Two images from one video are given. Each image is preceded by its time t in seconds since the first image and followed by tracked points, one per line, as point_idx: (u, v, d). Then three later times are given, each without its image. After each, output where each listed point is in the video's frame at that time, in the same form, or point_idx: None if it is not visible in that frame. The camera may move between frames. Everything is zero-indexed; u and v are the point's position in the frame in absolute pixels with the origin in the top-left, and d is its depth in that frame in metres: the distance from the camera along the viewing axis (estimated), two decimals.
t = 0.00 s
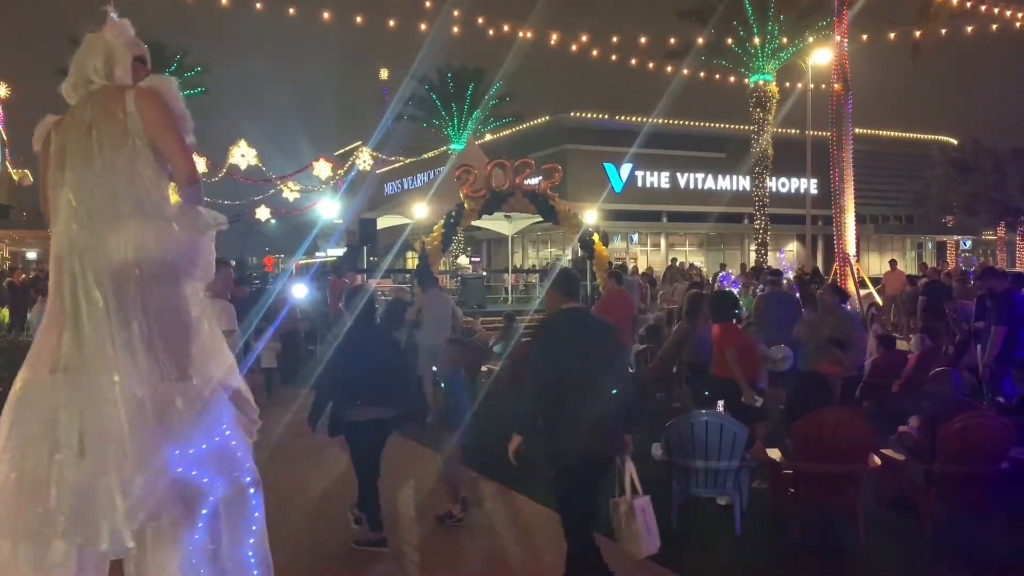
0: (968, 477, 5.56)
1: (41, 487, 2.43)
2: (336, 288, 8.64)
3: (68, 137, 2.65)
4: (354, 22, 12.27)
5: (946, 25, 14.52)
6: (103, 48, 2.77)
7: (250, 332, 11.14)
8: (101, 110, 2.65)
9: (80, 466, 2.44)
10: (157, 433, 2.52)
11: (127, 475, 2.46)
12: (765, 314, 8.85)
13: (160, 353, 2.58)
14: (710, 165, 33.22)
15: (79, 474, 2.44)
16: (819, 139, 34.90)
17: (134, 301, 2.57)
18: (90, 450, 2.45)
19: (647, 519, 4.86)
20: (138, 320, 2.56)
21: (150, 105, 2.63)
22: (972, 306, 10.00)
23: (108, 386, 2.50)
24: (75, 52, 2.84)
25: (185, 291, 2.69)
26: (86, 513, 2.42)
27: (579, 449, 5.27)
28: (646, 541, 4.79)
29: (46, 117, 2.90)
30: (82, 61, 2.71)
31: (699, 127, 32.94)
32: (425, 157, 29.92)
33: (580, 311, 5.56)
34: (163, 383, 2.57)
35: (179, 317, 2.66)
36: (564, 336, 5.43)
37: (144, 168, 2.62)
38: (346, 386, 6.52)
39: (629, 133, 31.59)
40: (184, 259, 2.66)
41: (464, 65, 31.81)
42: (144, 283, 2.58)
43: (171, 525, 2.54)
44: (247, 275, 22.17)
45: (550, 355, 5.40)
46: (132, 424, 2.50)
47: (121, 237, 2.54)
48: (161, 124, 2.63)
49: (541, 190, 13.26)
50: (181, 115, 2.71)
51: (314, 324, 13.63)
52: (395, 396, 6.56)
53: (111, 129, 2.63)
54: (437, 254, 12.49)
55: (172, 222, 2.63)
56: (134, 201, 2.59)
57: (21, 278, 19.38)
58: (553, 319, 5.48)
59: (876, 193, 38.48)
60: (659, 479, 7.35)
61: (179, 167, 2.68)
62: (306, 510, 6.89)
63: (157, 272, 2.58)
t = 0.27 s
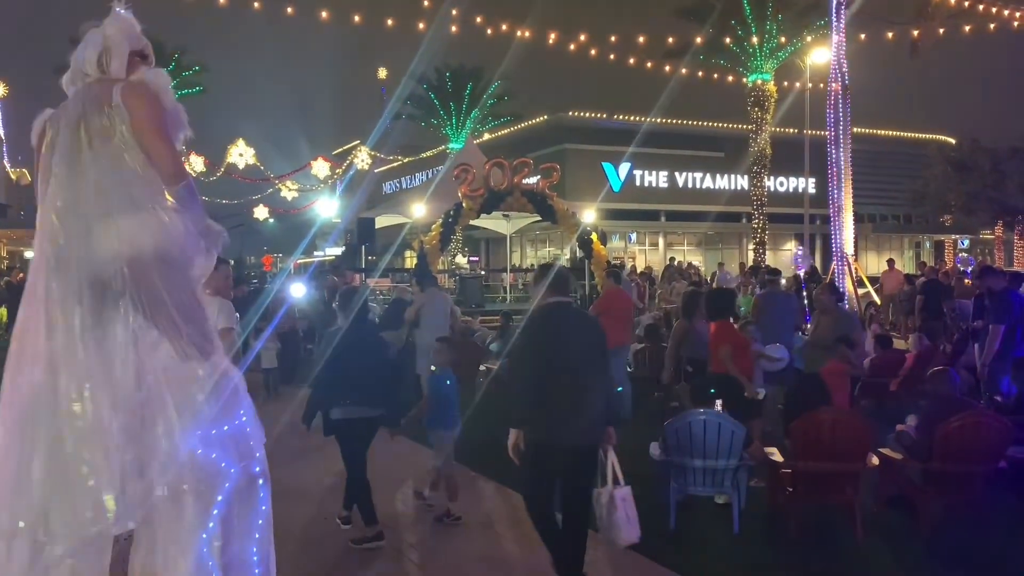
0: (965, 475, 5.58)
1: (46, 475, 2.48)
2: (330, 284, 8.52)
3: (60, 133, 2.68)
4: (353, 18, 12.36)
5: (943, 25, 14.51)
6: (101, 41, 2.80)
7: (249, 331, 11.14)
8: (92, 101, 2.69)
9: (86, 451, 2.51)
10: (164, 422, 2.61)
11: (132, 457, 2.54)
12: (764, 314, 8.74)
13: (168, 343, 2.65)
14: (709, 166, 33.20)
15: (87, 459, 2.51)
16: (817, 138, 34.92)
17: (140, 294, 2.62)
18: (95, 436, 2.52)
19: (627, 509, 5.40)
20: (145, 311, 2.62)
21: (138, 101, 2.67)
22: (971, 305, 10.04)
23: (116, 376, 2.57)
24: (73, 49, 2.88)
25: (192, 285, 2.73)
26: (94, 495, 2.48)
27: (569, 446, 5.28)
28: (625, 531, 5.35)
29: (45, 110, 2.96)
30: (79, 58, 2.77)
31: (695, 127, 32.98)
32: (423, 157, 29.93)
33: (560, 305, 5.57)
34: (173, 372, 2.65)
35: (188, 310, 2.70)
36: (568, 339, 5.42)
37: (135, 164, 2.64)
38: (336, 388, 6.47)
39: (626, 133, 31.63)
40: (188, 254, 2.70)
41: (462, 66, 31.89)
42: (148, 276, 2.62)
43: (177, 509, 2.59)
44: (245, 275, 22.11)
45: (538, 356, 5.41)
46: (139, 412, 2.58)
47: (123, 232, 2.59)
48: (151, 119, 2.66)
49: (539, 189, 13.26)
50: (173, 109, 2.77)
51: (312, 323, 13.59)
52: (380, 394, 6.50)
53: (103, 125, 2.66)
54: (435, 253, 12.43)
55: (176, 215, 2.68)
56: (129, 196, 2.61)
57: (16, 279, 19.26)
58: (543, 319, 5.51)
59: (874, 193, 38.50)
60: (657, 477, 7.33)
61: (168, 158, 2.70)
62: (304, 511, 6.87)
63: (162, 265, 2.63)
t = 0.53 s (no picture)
0: (961, 474, 5.59)
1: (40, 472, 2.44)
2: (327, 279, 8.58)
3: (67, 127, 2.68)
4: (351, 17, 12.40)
5: (941, 24, 14.53)
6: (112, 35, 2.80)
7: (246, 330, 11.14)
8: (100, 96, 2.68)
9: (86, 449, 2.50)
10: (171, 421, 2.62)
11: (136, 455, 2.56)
12: (762, 313, 8.75)
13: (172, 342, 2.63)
14: (706, 165, 33.22)
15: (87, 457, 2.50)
16: (815, 137, 34.93)
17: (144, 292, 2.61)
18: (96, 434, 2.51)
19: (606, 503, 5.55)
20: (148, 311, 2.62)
21: (145, 100, 2.65)
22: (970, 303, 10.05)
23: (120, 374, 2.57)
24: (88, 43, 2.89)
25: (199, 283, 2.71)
26: (98, 484, 2.50)
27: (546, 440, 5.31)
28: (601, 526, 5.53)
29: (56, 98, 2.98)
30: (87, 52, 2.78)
31: (692, 126, 33.00)
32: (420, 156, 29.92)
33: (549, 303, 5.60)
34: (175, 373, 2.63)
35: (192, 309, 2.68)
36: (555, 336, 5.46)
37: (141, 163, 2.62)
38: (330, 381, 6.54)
39: (623, 132, 31.64)
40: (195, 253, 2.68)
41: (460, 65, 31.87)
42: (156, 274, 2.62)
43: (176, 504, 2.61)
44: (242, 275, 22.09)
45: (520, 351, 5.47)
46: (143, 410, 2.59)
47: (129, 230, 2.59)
48: (158, 122, 2.64)
49: (537, 188, 13.26)
50: (180, 108, 2.75)
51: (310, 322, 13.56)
52: (374, 387, 6.65)
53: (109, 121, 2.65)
54: (433, 253, 12.43)
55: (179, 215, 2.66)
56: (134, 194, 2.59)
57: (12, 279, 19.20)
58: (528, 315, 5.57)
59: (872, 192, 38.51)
60: (653, 477, 7.33)
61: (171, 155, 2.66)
62: (299, 510, 6.86)
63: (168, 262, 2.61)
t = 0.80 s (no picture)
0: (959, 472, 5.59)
1: (54, 469, 2.54)
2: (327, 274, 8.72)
3: (103, 124, 2.77)
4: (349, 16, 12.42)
5: (938, 22, 14.55)
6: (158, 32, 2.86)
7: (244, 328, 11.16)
8: (140, 98, 2.75)
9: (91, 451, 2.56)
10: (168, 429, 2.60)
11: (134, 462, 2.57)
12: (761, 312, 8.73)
13: (176, 351, 2.63)
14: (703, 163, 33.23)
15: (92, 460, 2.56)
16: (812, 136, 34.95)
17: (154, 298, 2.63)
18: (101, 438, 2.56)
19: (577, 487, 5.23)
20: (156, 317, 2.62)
21: (182, 106, 2.71)
22: (966, 300, 10.07)
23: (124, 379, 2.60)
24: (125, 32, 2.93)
25: (208, 290, 2.71)
26: (100, 488, 2.55)
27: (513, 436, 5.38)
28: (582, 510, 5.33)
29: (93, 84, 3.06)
30: (129, 42, 2.83)
31: (690, 125, 33.02)
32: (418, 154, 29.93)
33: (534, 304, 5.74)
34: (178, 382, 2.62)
35: (200, 317, 2.68)
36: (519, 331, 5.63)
37: (171, 170, 2.69)
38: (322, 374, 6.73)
39: (621, 131, 31.64)
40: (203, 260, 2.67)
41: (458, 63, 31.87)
42: (163, 282, 2.63)
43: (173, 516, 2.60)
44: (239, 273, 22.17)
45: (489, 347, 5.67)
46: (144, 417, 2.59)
47: (142, 236, 2.62)
48: (194, 129, 2.70)
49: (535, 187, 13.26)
50: (217, 112, 2.79)
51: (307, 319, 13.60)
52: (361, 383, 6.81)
53: (144, 125, 2.72)
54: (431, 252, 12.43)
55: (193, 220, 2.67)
56: (159, 202, 2.66)
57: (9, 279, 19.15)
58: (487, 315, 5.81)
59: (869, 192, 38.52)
60: (650, 476, 7.32)
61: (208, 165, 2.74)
62: (295, 510, 6.85)
63: (177, 272, 2.64)
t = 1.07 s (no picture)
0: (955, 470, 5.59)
1: (67, 462, 2.46)
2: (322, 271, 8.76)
3: (128, 119, 2.68)
4: (348, 16, 12.45)
5: (937, 23, 14.58)
6: (190, 30, 2.76)
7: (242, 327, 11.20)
8: (166, 94, 2.66)
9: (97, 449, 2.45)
10: (174, 428, 2.46)
11: (139, 462, 2.44)
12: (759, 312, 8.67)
13: (186, 347, 2.53)
14: (702, 163, 33.24)
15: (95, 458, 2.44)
16: (810, 135, 34.98)
17: (163, 293, 2.54)
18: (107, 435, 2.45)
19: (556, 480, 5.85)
20: (165, 312, 2.53)
21: (211, 112, 2.61)
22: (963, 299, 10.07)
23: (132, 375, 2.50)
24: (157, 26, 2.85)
25: (220, 288, 2.60)
26: (107, 485, 2.41)
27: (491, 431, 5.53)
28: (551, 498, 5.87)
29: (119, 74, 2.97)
30: (161, 38, 2.74)
31: (688, 124, 33.03)
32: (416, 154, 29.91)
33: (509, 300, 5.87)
34: (187, 378, 2.53)
35: (210, 314, 2.58)
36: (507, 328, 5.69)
37: (194, 170, 2.59)
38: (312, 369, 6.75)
39: (619, 130, 31.64)
40: (216, 257, 2.56)
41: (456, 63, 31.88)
42: (174, 278, 2.54)
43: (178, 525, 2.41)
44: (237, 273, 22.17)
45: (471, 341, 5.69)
46: (150, 414, 2.47)
47: (153, 231, 2.53)
48: (222, 134, 2.62)
49: (533, 187, 13.27)
50: (244, 122, 2.69)
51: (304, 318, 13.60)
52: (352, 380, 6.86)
53: (169, 122, 2.63)
54: (429, 251, 12.45)
55: (208, 215, 2.56)
56: (176, 197, 2.56)
57: (7, 278, 19.19)
58: (472, 308, 5.77)
59: (868, 191, 38.49)
60: (648, 474, 7.32)
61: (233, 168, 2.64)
62: (292, 509, 6.84)
63: (188, 267, 2.53)
